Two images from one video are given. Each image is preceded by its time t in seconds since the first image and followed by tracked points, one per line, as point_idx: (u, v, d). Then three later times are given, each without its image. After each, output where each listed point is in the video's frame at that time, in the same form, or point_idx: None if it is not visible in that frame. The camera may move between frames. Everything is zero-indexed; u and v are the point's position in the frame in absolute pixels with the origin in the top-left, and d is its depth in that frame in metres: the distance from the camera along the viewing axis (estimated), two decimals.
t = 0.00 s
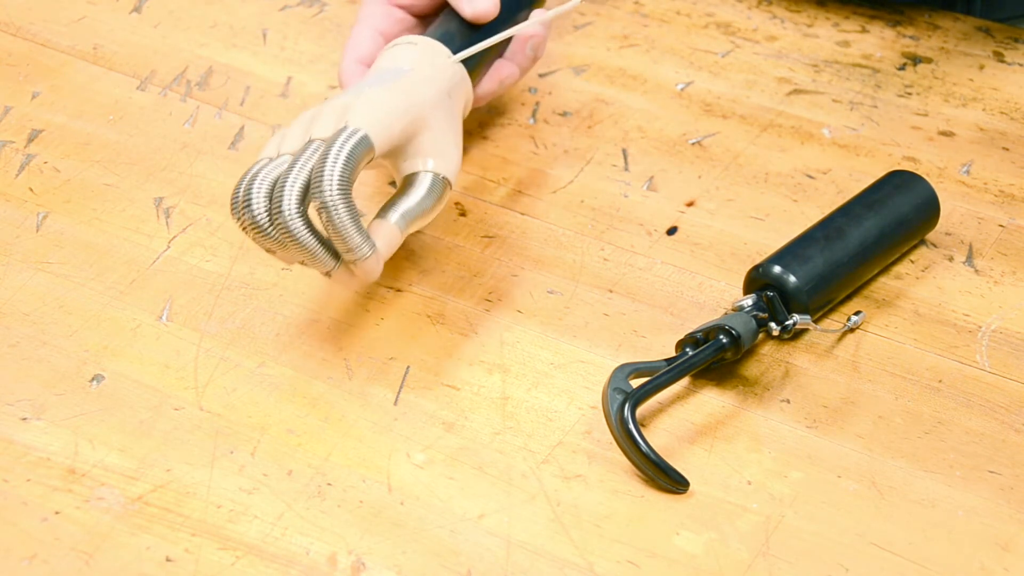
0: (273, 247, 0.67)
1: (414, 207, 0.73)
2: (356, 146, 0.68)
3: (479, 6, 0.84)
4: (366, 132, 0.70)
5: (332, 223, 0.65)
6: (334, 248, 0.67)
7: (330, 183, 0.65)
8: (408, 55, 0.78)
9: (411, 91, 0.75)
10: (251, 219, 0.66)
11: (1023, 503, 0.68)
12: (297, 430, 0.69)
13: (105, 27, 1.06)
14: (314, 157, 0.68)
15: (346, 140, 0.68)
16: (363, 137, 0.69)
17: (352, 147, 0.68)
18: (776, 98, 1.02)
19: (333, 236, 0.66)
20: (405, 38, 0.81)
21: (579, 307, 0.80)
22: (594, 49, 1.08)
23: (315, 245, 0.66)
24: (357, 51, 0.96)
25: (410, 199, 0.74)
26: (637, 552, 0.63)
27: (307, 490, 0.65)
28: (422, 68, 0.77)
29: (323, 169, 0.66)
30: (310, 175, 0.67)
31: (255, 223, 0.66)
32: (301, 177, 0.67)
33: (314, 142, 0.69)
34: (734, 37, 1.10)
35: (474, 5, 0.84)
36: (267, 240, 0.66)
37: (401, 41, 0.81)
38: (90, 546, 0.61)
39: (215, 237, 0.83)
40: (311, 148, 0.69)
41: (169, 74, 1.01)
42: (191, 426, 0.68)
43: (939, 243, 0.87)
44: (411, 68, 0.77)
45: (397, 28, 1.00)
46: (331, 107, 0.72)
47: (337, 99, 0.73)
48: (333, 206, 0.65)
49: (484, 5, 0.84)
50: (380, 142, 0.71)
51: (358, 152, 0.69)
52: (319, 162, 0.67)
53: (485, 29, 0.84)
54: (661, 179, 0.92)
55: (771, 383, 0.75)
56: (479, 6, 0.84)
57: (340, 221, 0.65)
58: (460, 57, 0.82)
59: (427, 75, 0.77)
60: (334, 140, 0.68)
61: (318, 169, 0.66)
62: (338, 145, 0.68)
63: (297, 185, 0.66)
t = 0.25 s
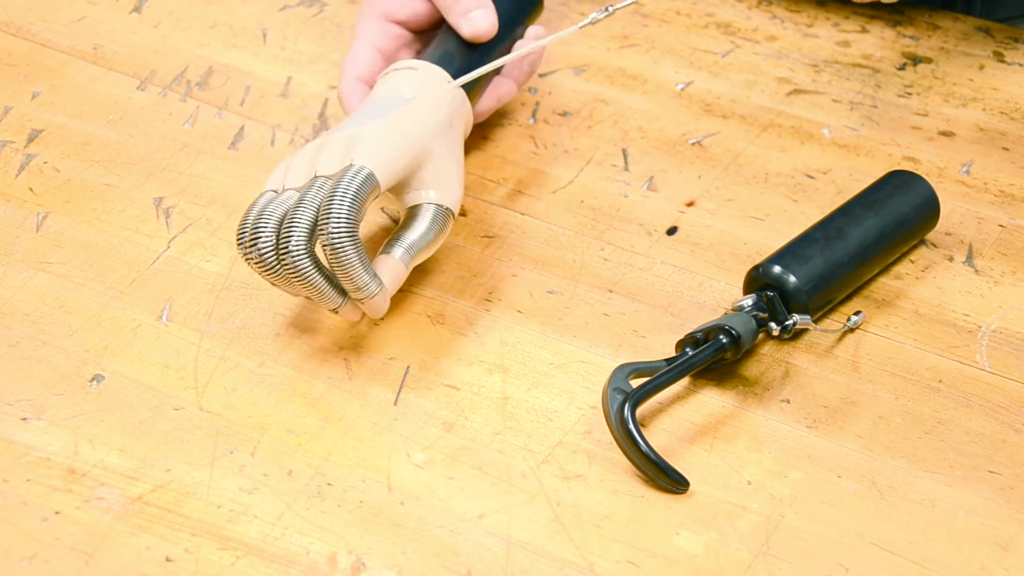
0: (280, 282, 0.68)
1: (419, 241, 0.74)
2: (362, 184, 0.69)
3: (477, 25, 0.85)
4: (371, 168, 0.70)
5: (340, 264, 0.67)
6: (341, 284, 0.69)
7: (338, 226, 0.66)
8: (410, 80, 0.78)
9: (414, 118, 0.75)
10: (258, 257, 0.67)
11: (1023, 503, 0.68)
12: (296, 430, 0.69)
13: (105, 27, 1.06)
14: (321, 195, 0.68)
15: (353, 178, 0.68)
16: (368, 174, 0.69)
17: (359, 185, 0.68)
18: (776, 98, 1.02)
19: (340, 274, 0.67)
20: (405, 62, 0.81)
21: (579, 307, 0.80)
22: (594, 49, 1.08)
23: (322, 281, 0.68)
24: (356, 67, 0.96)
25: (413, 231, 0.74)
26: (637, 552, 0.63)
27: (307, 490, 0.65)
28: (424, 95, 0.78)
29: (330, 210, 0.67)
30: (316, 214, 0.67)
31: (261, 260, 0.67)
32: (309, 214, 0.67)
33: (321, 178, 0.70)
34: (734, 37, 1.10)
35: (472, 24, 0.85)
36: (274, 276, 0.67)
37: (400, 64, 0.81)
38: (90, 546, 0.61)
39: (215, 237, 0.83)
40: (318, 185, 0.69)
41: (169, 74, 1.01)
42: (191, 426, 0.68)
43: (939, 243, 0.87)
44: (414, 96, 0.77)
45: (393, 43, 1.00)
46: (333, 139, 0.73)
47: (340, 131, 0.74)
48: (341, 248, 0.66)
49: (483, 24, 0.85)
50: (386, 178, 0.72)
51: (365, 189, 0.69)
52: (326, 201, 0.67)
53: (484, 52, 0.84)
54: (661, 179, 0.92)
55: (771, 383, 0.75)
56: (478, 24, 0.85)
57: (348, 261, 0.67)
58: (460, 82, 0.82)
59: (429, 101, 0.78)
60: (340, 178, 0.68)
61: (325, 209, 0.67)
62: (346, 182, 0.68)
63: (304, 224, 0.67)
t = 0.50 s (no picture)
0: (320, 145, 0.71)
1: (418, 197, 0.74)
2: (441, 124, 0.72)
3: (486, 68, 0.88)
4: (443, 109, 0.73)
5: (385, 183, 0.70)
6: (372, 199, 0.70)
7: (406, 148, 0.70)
8: (422, 52, 0.80)
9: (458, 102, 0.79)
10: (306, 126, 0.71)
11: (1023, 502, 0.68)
12: (296, 430, 0.69)
13: (105, 27, 1.06)
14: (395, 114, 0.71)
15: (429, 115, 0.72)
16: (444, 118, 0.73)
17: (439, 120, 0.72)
18: (776, 98, 1.02)
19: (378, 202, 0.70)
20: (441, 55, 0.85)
21: (578, 307, 0.80)
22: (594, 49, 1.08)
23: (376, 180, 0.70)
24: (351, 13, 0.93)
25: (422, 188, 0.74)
26: (637, 552, 0.63)
27: (307, 490, 0.65)
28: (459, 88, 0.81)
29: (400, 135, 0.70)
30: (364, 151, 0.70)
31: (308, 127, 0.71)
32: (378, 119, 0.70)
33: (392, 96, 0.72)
34: (734, 37, 1.10)
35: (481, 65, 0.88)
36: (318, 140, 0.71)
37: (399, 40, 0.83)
38: (90, 546, 0.61)
39: (215, 237, 0.83)
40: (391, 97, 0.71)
41: (169, 74, 1.01)
42: (190, 426, 0.68)
43: (939, 243, 0.87)
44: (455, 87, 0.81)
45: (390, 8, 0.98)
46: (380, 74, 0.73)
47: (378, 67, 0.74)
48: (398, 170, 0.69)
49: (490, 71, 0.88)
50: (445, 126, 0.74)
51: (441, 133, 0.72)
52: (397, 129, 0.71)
53: (497, 84, 0.87)
54: (661, 179, 0.92)
55: (771, 383, 0.75)
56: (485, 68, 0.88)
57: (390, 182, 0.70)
58: (472, 95, 0.84)
59: (443, 77, 0.80)
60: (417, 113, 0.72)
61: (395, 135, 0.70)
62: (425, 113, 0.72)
63: (349, 162, 0.70)
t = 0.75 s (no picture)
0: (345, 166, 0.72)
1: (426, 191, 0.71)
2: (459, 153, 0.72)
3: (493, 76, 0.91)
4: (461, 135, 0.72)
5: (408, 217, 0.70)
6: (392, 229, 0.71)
7: (430, 184, 0.70)
8: (443, 65, 0.81)
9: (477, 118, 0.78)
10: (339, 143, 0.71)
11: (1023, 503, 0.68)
12: (296, 430, 0.69)
13: (105, 27, 1.06)
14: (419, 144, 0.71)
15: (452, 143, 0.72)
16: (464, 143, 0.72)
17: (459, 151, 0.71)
18: (776, 98, 1.02)
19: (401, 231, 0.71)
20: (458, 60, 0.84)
21: (578, 307, 0.80)
22: (594, 49, 1.08)
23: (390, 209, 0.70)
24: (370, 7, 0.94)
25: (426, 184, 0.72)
26: (638, 552, 0.63)
27: (307, 490, 0.65)
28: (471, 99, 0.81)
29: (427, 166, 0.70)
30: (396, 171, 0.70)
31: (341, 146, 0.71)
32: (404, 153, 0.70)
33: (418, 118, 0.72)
34: (734, 37, 1.10)
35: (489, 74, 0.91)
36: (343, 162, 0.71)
37: (416, 48, 0.83)
38: (90, 546, 0.61)
39: (215, 237, 0.83)
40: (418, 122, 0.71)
41: (169, 74, 1.01)
42: (190, 425, 0.68)
43: (939, 243, 0.87)
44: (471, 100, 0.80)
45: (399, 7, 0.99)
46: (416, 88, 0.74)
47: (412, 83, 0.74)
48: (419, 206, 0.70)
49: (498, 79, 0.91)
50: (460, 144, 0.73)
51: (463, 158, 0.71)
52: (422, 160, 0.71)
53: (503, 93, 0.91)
54: (661, 179, 0.92)
55: (771, 383, 0.75)
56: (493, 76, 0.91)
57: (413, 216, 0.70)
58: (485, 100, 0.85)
59: (461, 94, 0.81)
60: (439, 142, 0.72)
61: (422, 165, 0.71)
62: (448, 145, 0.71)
63: (384, 180, 0.70)
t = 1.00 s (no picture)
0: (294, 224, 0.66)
1: (426, 233, 0.70)
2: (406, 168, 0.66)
3: (506, 35, 0.84)
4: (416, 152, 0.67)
5: (365, 244, 0.64)
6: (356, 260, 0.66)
7: (376, 206, 0.64)
8: (416, 69, 0.76)
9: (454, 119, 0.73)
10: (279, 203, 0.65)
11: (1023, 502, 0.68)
12: (297, 430, 0.69)
13: (105, 27, 1.06)
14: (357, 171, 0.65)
15: (394, 163, 0.66)
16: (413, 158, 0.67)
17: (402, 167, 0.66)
18: (775, 98, 1.02)
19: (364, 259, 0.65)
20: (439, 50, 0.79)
21: (578, 307, 0.80)
22: (594, 49, 1.08)
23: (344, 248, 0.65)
24: (369, 34, 0.95)
25: (422, 223, 0.71)
26: (637, 552, 0.63)
27: (307, 490, 0.65)
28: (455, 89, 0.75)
29: (370, 189, 0.64)
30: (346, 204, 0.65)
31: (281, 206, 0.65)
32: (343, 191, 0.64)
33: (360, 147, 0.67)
34: (734, 37, 1.10)
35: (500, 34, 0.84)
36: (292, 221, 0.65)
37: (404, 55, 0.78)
38: (90, 546, 0.61)
39: (215, 237, 0.83)
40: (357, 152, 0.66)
41: (169, 74, 1.01)
42: (190, 425, 0.68)
43: (939, 243, 0.87)
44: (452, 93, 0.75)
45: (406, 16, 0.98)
46: (354, 110, 0.69)
47: (349, 106, 0.70)
48: (373, 235, 0.64)
49: (511, 37, 0.85)
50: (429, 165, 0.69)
51: (409, 173, 0.66)
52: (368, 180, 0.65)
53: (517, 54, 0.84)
54: (661, 179, 0.92)
55: (771, 383, 0.75)
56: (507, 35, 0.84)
57: (372, 244, 0.64)
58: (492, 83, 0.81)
59: (436, 86, 0.74)
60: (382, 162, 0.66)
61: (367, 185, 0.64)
62: (388, 165, 0.65)
63: (336, 216, 0.64)
